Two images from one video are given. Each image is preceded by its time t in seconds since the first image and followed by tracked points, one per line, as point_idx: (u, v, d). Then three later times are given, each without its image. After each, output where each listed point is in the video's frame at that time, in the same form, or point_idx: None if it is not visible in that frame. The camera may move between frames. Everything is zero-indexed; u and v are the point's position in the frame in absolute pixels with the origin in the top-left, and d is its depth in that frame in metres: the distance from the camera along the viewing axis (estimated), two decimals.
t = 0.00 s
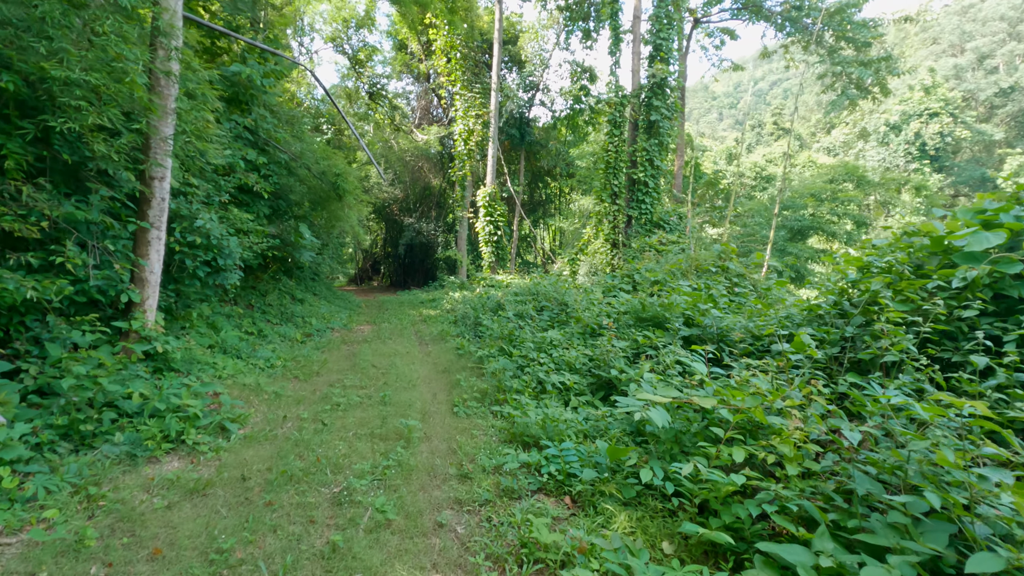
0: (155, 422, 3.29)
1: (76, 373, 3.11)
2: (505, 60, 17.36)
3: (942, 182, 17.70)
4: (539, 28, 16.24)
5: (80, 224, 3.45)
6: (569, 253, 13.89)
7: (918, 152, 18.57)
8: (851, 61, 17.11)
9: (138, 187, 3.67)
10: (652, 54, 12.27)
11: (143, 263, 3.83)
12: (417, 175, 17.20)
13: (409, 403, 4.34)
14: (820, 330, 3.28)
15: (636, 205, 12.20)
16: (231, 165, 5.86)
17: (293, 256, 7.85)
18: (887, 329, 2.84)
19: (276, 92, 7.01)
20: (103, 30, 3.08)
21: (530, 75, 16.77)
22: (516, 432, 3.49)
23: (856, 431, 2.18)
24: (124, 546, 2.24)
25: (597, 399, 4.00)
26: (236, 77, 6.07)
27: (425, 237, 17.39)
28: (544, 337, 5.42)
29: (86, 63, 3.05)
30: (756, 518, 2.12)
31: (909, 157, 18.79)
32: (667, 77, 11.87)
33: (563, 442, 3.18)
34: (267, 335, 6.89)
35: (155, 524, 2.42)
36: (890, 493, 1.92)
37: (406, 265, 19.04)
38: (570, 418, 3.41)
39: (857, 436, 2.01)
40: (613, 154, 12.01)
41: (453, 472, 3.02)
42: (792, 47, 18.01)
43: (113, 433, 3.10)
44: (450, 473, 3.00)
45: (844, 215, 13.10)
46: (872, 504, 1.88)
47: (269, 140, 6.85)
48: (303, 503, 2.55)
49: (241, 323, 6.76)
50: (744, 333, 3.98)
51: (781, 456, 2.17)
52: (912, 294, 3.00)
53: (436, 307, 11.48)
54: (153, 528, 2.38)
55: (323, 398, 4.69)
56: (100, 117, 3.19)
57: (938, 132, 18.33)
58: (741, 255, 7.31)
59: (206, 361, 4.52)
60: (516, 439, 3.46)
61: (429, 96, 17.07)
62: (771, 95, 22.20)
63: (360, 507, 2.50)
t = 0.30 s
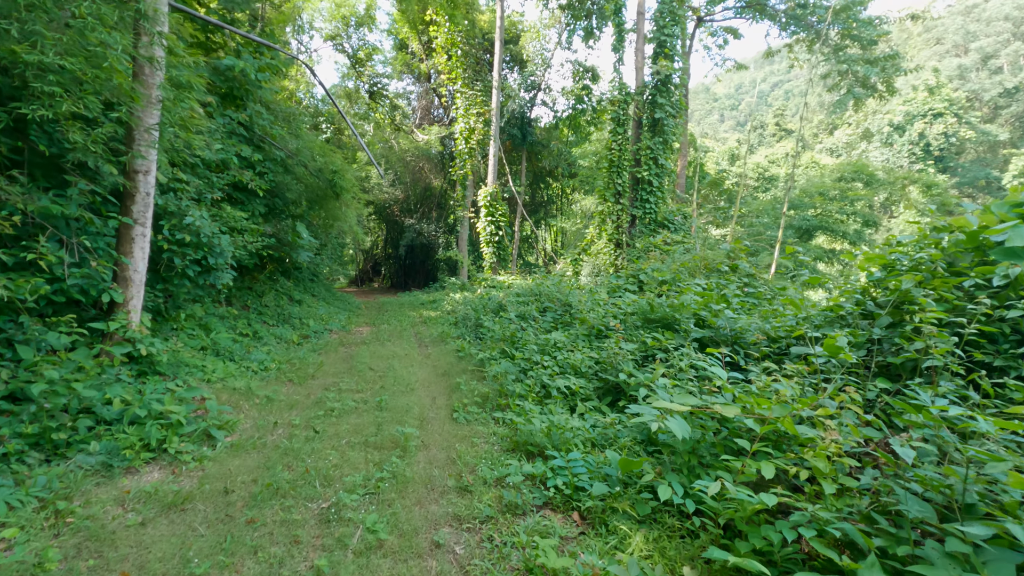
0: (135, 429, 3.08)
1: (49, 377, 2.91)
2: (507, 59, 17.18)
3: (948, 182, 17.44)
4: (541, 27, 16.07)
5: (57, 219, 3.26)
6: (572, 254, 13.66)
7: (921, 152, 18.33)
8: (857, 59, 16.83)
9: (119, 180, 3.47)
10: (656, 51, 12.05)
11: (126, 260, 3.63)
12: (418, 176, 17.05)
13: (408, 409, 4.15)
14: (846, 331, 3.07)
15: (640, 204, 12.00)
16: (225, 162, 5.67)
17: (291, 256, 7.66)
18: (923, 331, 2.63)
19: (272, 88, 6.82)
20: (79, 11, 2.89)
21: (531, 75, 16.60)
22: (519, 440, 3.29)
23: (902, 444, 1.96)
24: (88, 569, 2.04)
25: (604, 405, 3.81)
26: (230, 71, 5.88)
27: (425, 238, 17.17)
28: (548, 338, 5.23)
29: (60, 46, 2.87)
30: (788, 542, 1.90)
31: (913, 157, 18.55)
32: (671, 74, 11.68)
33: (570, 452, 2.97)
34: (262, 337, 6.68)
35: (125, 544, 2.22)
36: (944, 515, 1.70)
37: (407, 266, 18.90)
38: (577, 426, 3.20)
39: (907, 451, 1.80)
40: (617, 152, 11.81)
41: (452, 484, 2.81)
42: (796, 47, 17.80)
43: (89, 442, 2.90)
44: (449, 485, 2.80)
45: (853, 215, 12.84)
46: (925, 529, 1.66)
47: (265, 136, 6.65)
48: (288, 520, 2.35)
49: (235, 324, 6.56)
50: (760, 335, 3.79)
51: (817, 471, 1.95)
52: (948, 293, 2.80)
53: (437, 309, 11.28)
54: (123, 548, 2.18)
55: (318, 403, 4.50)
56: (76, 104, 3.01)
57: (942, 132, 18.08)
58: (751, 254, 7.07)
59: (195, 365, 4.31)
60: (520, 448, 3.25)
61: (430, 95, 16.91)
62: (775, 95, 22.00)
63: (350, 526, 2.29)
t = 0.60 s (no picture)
0: (115, 443, 2.87)
1: (21, 389, 2.69)
2: (509, 57, 16.96)
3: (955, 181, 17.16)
4: (543, 24, 15.84)
5: (33, 218, 3.05)
6: (575, 254, 13.44)
7: (926, 151, 18.03)
8: (865, 56, 16.43)
9: (101, 177, 3.25)
10: (662, 48, 11.81)
11: (109, 262, 3.41)
12: (419, 175, 16.84)
13: (409, 419, 3.95)
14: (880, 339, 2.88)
15: (645, 203, 11.78)
16: (219, 159, 5.44)
17: (288, 256, 7.44)
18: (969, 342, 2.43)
19: (269, 84, 6.60)
20: None
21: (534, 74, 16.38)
22: (527, 455, 3.08)
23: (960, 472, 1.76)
24: None
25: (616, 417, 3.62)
26: (224, 66, 5.65)
27: (426, 238, 16.95)
28: (554, 342, 5.03)
29: (32, 32, 2.65)
30: None
31: (917, 157, 18.26)
32: (677, 70, 11.45)
33: (582, 471, 2.76)
34: (258, 340, 6.47)
35: None
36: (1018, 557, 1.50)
37: (408, 267, 18.72)
38: (589, 441, 3.01)
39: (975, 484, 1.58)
40: (622, 151, 11.60)
41: (456, 504, 2.61)
42: (801, 45, 17.55)
43: (65, 458, 2.69)
44: (453, 506, 2.59)
45: (864, 214, 12.57)
46: (999, 573, 1.45)
47: (261, 133, 6.42)
48: (276, 550, 2.13)
49: (231, 327, 6.34)
50: (781, 342, 3.61)
51: (866, 502, 1.75)
52: (994, 299, 2.59)
53: (438, 310, 11.09)
54: None
55: (314, 412, 4.29)
56: (50, 94, 2.78)
57: (948, 131, 17.81)
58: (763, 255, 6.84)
59: (185, 372, 4.08)
60: (528, 464, 3.05)
61: (431, 94, 16.70)
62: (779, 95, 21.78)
63: (344, 557, 2.09)
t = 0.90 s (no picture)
0: (91, 458, 2.66)
1: None
2: (511, 57, 16.77)
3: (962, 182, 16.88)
4: (545, 24, 15.65)
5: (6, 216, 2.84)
6: (579, 254, 13.22)
7: (931, 152, 17.72)
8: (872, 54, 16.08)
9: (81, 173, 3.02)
10: (667, 45, 11.61)
11: (89, 263, 3.18)
12: (420, 175, 16.66)
13: (409, 428, 3.77)
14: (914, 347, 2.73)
15: (650, 203, 11.57)
16: (212, 156, 5.23)
17: (286, 257, 7.23)
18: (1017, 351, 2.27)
19: (266, 80, 6.40)
20: None
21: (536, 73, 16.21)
22: (534, 471, 2.91)
23: None
24: None
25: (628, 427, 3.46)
26: (218, 60, 5.44)
27: (428, 239, 16.78)
28: (561, 345, 4.82)
29: None
30: None
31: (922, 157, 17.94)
32: (683, 67, 11.24)
33: (594, 490, 2.58)
34: (255, 343, 6.27)
35: None
36: None
37: (410, 267, 18.55)
38: (600, 457, 2.83)
39: None
40: (626, 149, 11.41)
41: (458, 527, 2.41)
42: (806, 43, 17.34)
43: (35, 474, 2.48)
44: (455, 529, 2.39)
45: (873, 214, 12.31)
46: None
47: (257, 131, 6.20)
48: None
49: (226, 330, 6.15)
50: (802, 348, 3.47)
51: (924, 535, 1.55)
52: None
53: (439, 311, 10.89)
54: None
55: (308, 420, 4.10)
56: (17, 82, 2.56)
57: (953, 132, 17.56)
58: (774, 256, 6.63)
59: (174, 379, 3.88)
60: (535, 480, 2.87)
61: (432, 94, 16.53)
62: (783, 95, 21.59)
63: None
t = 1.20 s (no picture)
0: (56, 471, 2.43)
1: None
2: (513, 55, 16.57)
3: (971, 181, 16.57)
4: (548, 21, 15.44)
5: None
6: (582, 254, 12.99)
7: (937, 151, 17.42)
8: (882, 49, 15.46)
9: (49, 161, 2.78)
10: (673, 40, 11.39)
11: (63, 260, 2.96)
12: (422, 175, 16.48)
13: (404, 435, 3.58)
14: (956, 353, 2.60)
15: (656, 201, 11.34)
16: (203, 150, 5.01)
17: (283, 256, 7.01)
18: None
19: (261, 74, 6.19)
20: None
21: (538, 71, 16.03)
22: (538, 486, 2.72)
23: None
24: None
25: (638, 436, 3.27)
26: (210, 50, 5.22)
27: (429, 239, 16.58)
28: (566, 347, 4.60)
29: None
30: None
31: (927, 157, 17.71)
32: (690, 62, 11.00)
33: (605, 509, 2.36)
34: (248, 344, 6.06)
35: None
36: None
37: (411, 267, 18.37)
38: (611, 470, 2.61)
39: None
40: (631, 146, 11.20)
41: (454, 550, 2.20)
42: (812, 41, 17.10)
43: None
44: (451, 554, 2.17)
45: (883, 213, 12.03)
46: None
47: (252, 125, 5.98)
48: None
49: (219, 331, 5.93)
50: (825, 351, 3.36)
51: None
52: None
53: (440, 312, 10.69)
54: None
55: (299, 427, 3.87)
56: None
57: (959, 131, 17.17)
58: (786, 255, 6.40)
59: (157, 384, 3.65)
60: (539, 495, 2.69)
61: (434, 92, 16.35)
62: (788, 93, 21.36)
63: None
